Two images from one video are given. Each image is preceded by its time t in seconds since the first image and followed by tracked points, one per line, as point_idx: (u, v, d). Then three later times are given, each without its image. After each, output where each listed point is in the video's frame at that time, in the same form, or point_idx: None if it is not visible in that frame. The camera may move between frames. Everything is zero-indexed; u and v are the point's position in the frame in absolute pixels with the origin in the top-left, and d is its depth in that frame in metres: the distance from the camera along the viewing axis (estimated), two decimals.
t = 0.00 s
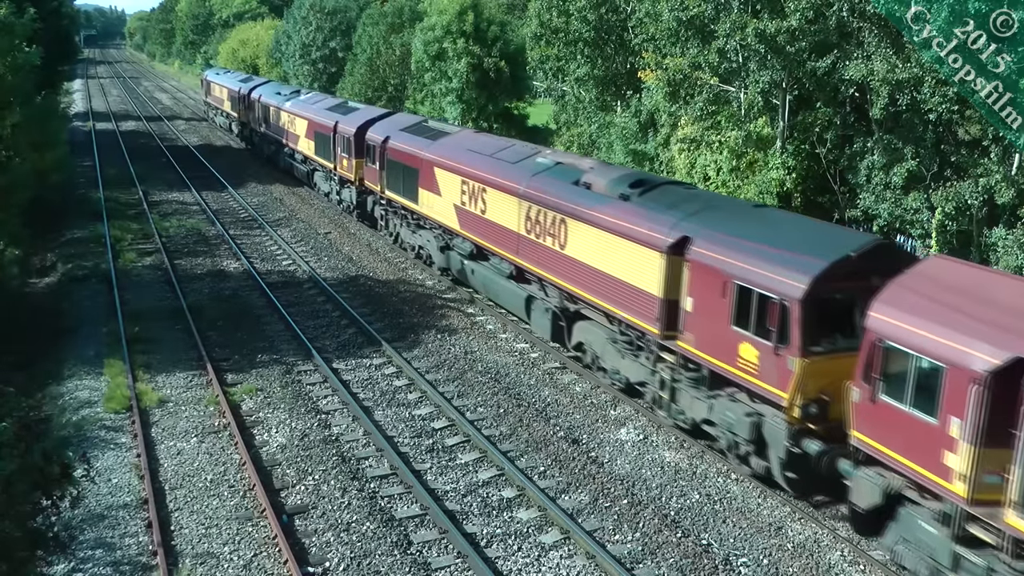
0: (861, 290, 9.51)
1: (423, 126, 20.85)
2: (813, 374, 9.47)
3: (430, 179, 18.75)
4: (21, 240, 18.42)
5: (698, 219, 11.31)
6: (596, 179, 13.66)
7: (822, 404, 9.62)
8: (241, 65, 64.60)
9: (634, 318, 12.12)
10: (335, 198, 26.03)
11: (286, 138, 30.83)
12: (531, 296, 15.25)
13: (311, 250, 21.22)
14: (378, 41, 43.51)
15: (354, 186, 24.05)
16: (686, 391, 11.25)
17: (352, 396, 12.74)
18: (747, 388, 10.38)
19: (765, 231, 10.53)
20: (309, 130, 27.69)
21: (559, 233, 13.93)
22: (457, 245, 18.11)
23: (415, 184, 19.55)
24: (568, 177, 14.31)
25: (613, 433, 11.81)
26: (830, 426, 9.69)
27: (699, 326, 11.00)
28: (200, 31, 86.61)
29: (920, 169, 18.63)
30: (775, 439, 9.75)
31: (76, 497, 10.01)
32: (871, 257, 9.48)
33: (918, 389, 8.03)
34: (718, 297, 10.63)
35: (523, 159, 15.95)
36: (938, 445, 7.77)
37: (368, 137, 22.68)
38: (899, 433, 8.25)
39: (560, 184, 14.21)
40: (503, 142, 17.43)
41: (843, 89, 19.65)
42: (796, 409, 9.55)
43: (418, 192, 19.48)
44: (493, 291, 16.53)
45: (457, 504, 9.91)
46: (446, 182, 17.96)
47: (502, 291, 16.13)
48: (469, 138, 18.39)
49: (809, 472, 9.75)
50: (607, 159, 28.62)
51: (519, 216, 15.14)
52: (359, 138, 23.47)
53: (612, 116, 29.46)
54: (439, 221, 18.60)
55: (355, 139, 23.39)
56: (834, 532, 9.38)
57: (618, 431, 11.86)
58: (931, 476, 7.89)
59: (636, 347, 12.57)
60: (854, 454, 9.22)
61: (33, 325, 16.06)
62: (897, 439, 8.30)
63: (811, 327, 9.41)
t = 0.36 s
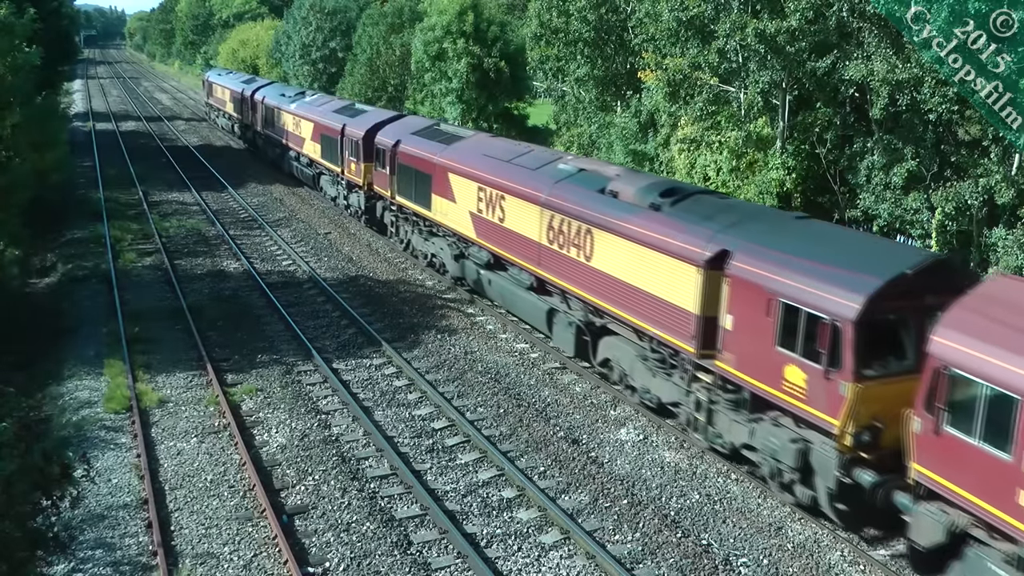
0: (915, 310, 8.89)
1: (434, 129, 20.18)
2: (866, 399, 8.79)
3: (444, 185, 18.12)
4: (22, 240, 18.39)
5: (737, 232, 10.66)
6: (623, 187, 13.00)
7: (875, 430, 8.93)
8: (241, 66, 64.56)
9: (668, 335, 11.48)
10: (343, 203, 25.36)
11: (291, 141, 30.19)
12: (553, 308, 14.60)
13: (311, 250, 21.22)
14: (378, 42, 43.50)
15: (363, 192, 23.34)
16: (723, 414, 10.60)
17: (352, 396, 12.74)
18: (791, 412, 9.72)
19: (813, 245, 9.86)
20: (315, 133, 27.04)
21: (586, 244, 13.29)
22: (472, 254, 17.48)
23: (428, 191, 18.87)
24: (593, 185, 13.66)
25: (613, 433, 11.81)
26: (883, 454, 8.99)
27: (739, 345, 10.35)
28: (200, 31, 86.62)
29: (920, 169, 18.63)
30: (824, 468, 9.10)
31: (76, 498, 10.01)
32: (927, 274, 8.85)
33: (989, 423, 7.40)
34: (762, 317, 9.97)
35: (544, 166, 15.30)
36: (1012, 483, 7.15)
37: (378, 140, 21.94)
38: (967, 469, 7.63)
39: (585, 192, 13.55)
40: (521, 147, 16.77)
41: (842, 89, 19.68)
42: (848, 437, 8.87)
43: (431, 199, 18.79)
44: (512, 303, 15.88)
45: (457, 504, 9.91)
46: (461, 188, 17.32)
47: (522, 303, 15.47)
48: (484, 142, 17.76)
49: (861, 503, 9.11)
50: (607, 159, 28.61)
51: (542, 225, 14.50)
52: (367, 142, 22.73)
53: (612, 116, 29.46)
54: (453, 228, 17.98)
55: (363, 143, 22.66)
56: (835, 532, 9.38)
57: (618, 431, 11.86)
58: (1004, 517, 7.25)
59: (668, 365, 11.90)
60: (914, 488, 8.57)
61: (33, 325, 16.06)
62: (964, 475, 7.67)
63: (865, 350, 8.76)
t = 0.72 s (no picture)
0: (975, 333, 8.29)
1: (447, 133, 19.49)
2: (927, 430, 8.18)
3: (458, 192, 17.44)
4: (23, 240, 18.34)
5: (781, 246, 10.01)
6: (654, 197, 12.32)
7: (934, 461, 8.33)
8: (241, 65, 64.52)
9: (703, 353, 10.81)
10: (351, 207, 24.65)
11: (296, 144, 29.56)
12: (576, 322, 13.93)
13: (311, 250, 21.24)
14: (378, 42, 43.49)
15: (372, 197, 22.67)
16: (767, 439, 9.93)
17: (352, 396, 12.74)
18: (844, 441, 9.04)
19: (865, 262, 9.21)
20: (322, 136, 26.41)
21: (613, 256, 12.60)
22: (489, 263, 16.79)
23: (443, 197, 18.18)
24: (621, 194, 12.97)
25: (613, 433, 11.81)
26: (941, 486, 8.42)
27: (783, 366, 9.67)
28: (200, 31, 86.61)
29: (920, 169, 18.65)
30: (880, 502, 8.50)
31: (76, 497, 10.00)
32: (991, 295, 8.24)
33: None
34: (810, 338, 9.28)
35: (566, 173, 14.62)
36: None
37: (389, 144, 21.12)
38: None
39: (612, 201, 12.88)
40: (541, 153, 16.10)
41: (843, 89, 19.70)
42: (907, 470, 8.26)
43: (446, 205, 18.09)
44: (532, 315, 15.23)
45: (457, 504, 9.91)
46: (477, 195, 16.64)
47: (543, 315, 14.77)
48: (501, 147, 17.10)
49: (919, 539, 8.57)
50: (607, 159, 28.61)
51: (565, 235, 13.82)
52: (377, 145, 22.06)
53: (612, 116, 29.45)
54: (468, 236, 17.27)
55: (373, 146, 21.98)
56: (835, 532, 9.38)
57: (618, 431, 11.86)
58: None
59: (704, 386, 11.20)
60: (983, 526, 8.06)
61: (33, 325, 16.06)
62: None
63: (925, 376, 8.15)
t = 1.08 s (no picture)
0: None
1: (461, 137, 18.81)
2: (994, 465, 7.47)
3: (473, 199, 16.78)
4: (24, 240, 18.32)
5: (831, 261, 9.37)
6: (687, 208, 11.69)
7: (1005, 498, 7.58)
8: (241, 66, 64.55)
9: (744, 375, 10.15)
10: (359, 213, 23.98)
11: (302, 148, 28.99)
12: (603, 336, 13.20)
13: (311, 250, 21.25)
14: (378, 42, 43.49)
15: (381, 203, 21.98)
16: (814, 467, 9.32)
17: (352, 396, 12.74)
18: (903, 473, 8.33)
19: (924, 281, 8.57)
20: (329, 139, 25.82)
21: (643, 270, 11.93)
22: (508, 272, 16.09)
23: (457, 205, 17.49)
24: (652, 204, 12.32)
25: (613, 433, 11.81)
26: (1013, 523, 7.69)
27: (834, 391, 9.00)
28: (200, 31, 86.62)
29: (921, 169, 18.75)
30: (945, 541, 7.87)
31: (76, 498, 10.01)
32: None
33: None
34: (865, 362, 8.60)
35: (590, 181, 13.95)
36: None
37: (400, 148, 20.42)
38: None
39: (642, 212, 12.24)
40: (563, 160, 15.44)
41: (843, 89, 19.71)
42: (973, 507, 7.58)
43: (460, 213, 17.41)
44: (553, 328, 14.45)
45: (457, 504, 9.91)
46: (494, 203, 15.98)
47: (566, 329, 14.04)
48: (518, 153, 16.45)
49: None
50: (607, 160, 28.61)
51: (590, 246, 13.15)
52: (387, 149, 21.40)
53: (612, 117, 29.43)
54: (484, 245, 16.59)
55: (383, 151, 21.34)
56: (835, 532, 9.37)
57: (618, 431, 11.87)
58: None
59: (744, 409, 10.55)
60: None
61: (34, 325, 16.08)
62: None
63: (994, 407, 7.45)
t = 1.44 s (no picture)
0: None
1: (476, 141, 18.14)
2: None
3: (489, 206, 16.10)
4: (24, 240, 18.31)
5: (886, 279, 8.70)
6: (723, 219, 11.00)
7: None
8: (241, 66, 64.56)
9: (787, 398, 9.47)
10: (368, 218, 23.35)
11: (307, 151, 28.26)
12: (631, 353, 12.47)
13: (311, 250, 21.25)
14: (378, 42, 43.48)
15: (391, 209, 21.35)
16: (867, 499, 8.73)
17: (352, 397, 12.73)
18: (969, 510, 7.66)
19: (989, 302, 7.91)
20: (337, 142, 25.12)
21: (677, 284, 11.23)
22: (527, 282, 15.39)
23: (472, 213, 16.79)
24: (685, 214, 11.62)
25: (613, 433, 11.82)
26: None
27: (891, 419, 8.31)
28: (200, 31, 86.60)
29: (921, 169, 18.77)
30: None
31: (76, 498, 10.01)
32: None
33: None
34: (927, 389, 7.92)
35: (617, 189, 13.26)
36: None
37: (412, 152, 19.74)
38: None
39: (674, 222, 11.54)
40: (586, 167, 14.75)
41: (842, 89, 19.73)
42: None
43: (475, 221, 16.73)
44: (577, 343, 13.75)
45: (457, 504, 9.91)
46: (512, 210, 15.30)
47: (590, 343, 13.33)
48: (538, 159, 15.77)
49: None
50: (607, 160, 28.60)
51: (617, 258, 12.45)
52: (398, 153, 20.72)
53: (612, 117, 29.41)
54: (502, 254, 15.89)
55: (393, 155, 20.66)
56: (835, 532, 9.37)
57: (618, 431, 11.87)
58: None
59: (788, 434, 9.90)
60: None
61: (34, 325, 16.07)
62: None
63: None
